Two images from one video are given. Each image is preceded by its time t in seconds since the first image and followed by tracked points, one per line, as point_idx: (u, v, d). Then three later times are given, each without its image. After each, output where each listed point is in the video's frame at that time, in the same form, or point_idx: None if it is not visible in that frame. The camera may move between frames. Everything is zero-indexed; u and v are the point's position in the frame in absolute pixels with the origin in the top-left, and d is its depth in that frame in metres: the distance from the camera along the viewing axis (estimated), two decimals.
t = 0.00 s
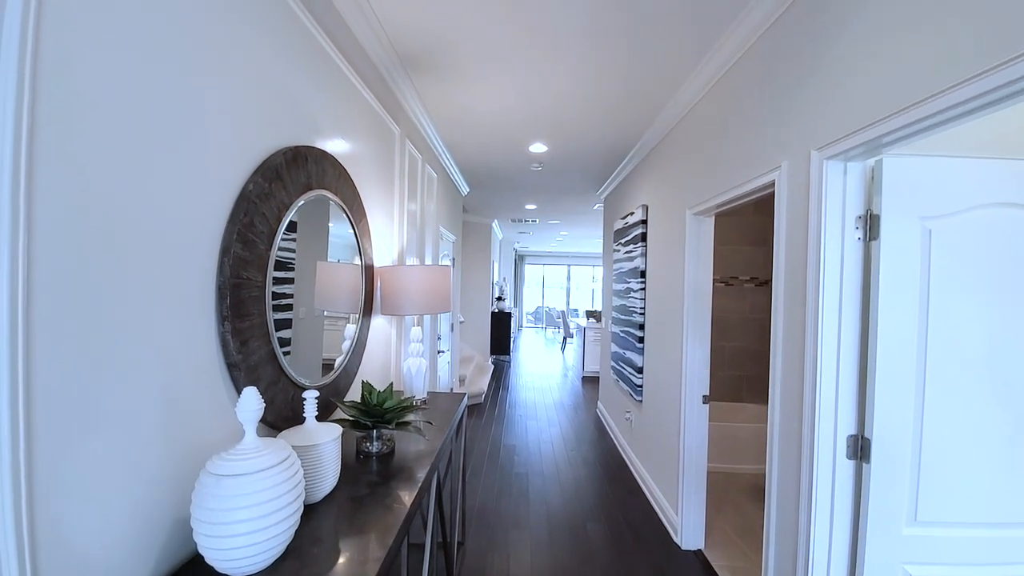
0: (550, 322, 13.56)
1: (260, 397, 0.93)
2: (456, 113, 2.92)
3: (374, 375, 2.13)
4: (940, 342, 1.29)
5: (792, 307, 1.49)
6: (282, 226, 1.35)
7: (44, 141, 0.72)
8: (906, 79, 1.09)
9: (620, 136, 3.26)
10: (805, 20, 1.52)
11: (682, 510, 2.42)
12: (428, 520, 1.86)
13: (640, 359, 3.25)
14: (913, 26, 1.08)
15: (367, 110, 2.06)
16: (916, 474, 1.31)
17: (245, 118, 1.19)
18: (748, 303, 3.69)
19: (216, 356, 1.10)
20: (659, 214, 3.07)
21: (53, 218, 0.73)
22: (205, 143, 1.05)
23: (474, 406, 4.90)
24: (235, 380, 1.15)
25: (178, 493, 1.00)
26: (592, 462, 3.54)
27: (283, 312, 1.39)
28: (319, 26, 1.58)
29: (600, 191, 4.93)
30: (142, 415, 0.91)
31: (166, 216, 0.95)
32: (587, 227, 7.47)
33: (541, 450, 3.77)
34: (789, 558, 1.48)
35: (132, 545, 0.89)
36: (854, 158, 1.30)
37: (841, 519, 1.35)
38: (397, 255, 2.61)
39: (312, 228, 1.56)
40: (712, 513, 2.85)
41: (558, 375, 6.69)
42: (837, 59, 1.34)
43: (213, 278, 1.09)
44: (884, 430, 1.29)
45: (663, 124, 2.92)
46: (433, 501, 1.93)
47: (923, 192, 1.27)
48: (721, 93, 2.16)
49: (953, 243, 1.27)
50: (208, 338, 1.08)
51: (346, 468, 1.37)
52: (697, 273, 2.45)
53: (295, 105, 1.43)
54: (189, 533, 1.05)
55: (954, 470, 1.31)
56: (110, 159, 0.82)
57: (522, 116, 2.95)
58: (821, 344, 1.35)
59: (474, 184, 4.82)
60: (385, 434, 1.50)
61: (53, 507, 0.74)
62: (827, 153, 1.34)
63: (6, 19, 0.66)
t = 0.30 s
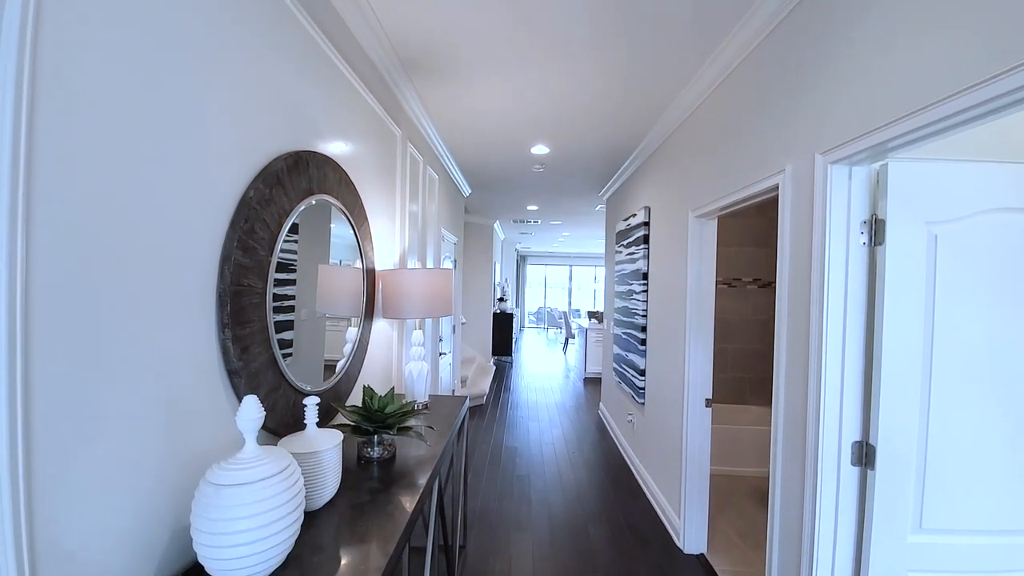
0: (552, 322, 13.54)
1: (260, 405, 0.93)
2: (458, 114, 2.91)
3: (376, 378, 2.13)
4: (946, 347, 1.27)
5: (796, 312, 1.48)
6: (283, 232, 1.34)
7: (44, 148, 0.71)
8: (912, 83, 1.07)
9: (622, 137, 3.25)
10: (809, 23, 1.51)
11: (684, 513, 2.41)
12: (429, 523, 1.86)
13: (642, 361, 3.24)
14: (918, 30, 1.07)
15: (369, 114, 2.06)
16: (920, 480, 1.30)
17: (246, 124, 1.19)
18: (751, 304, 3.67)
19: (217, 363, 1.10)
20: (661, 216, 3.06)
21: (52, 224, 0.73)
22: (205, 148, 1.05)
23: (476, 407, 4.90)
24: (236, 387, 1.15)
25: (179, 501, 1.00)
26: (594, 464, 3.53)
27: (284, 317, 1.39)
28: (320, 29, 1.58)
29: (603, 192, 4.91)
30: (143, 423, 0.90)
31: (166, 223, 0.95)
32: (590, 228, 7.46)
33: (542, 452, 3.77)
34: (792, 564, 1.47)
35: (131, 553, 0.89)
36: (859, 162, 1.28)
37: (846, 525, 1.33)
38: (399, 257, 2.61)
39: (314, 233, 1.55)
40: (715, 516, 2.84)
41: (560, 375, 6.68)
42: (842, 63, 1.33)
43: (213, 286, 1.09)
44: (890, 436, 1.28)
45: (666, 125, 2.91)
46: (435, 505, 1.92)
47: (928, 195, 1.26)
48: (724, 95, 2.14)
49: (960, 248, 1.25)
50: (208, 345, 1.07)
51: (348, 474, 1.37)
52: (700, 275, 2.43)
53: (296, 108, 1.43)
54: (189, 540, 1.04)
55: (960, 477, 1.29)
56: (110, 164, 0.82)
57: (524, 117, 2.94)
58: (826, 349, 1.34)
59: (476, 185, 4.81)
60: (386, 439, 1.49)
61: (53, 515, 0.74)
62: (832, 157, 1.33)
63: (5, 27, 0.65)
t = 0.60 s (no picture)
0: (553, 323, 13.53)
1: (255, 415, 0.92)
2: (458, 116, 2.90)
3: (375, 383, 2.12)
4: (949, 353, 1.26)
5: (797, 318, 1.47)
6: (280, 238, 1.33)
7: (37, 157, 0.70)
8: (916, 87, 1.06)
9: (623, 138, 3.24)
10: (811, 25, 1.49)
11: (685, 518, 2.39)
12: (428, 529, 1.85)
13: (643, 364, 3.22)
14: (922, 33, 1.05)
15: (367, 117, 2.05)
16: (924, 488, 1.28)
17: (243, 129, 1.18)
18: (752, 306, 3.65)
19: (212, 372, 1.09)
20: (662, 218, 3.04)
21: (46, 232, 0.72)
22: (203, 154, 1.04)
23: (476, 410, 4.88)
24: (232, 396, 1.14)
25: (174, 510, 0.99)
26: (594, 467, 3.52)
27: (281, 324, 1.38)
28: (318, 33, 1.57)
29: (603, 194, 4.90)
30: (137, 433, 0.89)
31: (162, 229, 0.94)
32: (591, 228, 7.45)
33: (542, 455, 3.75)
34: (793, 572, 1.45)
35: (125, 563, 0.88)
36: (862, 167, 1.27)
37: (848, 534, 1.32)
38: (398, 260, 2.60)
39: (311, 238, 1.55)
40: (716, 520, 2.82)
41: (560, 377, 6.66)
42: (844, 66, 1.31)
43: (209, 294, 1.08)
44: (893, 444, 1.26)
45: (667, 127, 2.89)
46: (433, 511, 1.91)
47: (932, 201, 1.25)
48: (725, 97, 2.13)
49: (964, 253, 1.24)
50: (204, 354, 1.06)
51: (345, 481, 1.36)
52: (701, 278, 2.42)
53: (293, 113, 1.42)
54: (184, 549, 1.04)
55: (964, 485, 1.28)
56: (105, 170, 0.81)
57: (524, 119, 2.92)
58: (828, 356, 1.32)
59: (476, 186, 4.80)
60: (384, 446, 1.48)
61: (46, 526, 0.73)
62: (834, 162, 1.31)
63: None
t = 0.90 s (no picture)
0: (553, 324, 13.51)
1: (247, 428, 0.91)
2: (455, 119, 2.89)
3: (372, 388, 2.11)
4: (948, 361, 1.25)
5: (795, 326, 1.46)
6: (274, 248, 1.33)
7: (21, 170, 0.70)
8: (914, 97, 1.05)
9: (622, 141, 3.23)
10: (809, 31, 1.49)
11: (683, 523, 2.39)
12: (425, 536, 1.85)
13: (642, 368, 3.21)
14: (918, 41, 1.05)
15: (364, 122, 2.05)
16: (923, 497, 1.27)
17: (236, 137, 1.17)
18: (752, 309, 3.64)
19: (205, 384, 1.08)
20: (662, 221, 3.03)
21: (31, 244, 0.72)
22: (195, 163, 1.04)
23: (475, 413, 4.87)
24: (225, 408, 1.13)
25: (166, 523, 0.98)
26: (593, 471, 3.51)
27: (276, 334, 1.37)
28: (313, 39, 1.57)
29: (603, 196, 4.89)
30: (128, 446, 0.89)
31: (152, 239, 0.93)
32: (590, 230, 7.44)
33: (542, 458, 3.74)
34: None
35: None
36: (860, 175, 1.26)
37: (846, 544, 1.31)
38: (396, 265, 2.59)
39: (307, 246, 1.54)
40: (716, 525, 2.81)
41: (560, 379, 6.64)
42: (841, 74, 1.31)
43: (201, 306, 1.07)
44: (891, 454, 1.25)
45: (666, 130, 2.89)
46: (430, 519, 1.90)
47: (930, 208, 1.24)
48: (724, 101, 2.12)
49: (963, 263, 1.23)
50: (196, 366, 1.06)
51: (341, 491, 1.35)
52: (700, 282, 2.41)
53: (288, 120, 1.41)
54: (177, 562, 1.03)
55: (964, 493, 1.27)
56: (92, 181, 0.80)
57: (523, 121, 2.91)
58: (826, 366, 1.31)
59: (475, 189, 4.79)
60: (381, 454, 1.48)
61: (35, 541, 0.73)
62: (832, 170, 1.31)
63: None
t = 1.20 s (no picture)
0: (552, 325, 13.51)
1: (240, 444, 0.92)
2: (453, 124, 2.90)
3: (369, 395, 2.11)
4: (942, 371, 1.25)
5: (790, 335, 1.46)
6: (269, 260, 1.33)
7: (13, 188, 0.70)
8: (908, 110, 1.05)
9: (620, 145, 3.23)
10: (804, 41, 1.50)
11: (680, 529, 2.39)
12: (421, 543, 1.85)
13: (640, 372, 3.22)
14: (910, 55, 1.05)
15: (360, 129, 2.05)
16: (916, 508, 1.27)
17: (231, 149, 1.18)
18: (749, 312, 3.64)
19: (198, 398, 1.08)
20: (660, 226, 3.03)
21: (23, 263, 0.72)
22: (188, 174, 1.04)
23: (474, 416, 4.87)
24: (219, 421, 1.13)
25: (159, 537, 0.98)
26: (591, 475, 3.51)
27: (271, 345, 1.37)
28: (308, 48, 1.57)
29: (601, 199, 4.88)
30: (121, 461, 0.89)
31: (145, 254, 0.93)
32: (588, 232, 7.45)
33: (540, 462, 3.74)
34: None
35: None
36: (854, 186, 1.26)
37: (841, 555, 1.31)
38: (393, 271, 2.59)
39: (303, 256, 1.54)
40: (713, 530, 2.81)
41: (558, 381, 6.64)
42: (836, 85, 1.31)
43: (194, 320, 1.07)
44: (885, 465, 1.25)
45: (664, 135, 2.89)
46: (426, 527, 1.90)
47: (925, 220, 1.24)
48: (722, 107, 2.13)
49: (957, 274, 1.23)
50: (189, 380, 1.06)
51: (336, 501, 1.35)
52: (696, 289, 2.41)
53: (283, 130, 1.42)
54: None
55: (958, 503, 1.27)
56: (85, 195, 0.81)
57: (520, 126, 2.91)
58: (821, 377, 1.31)
59: (474, 192, 4.79)
60: (376, 464, 1.48)
61: (27, 557, 0.73)
62: (827, 181, 1.31)
63: None
